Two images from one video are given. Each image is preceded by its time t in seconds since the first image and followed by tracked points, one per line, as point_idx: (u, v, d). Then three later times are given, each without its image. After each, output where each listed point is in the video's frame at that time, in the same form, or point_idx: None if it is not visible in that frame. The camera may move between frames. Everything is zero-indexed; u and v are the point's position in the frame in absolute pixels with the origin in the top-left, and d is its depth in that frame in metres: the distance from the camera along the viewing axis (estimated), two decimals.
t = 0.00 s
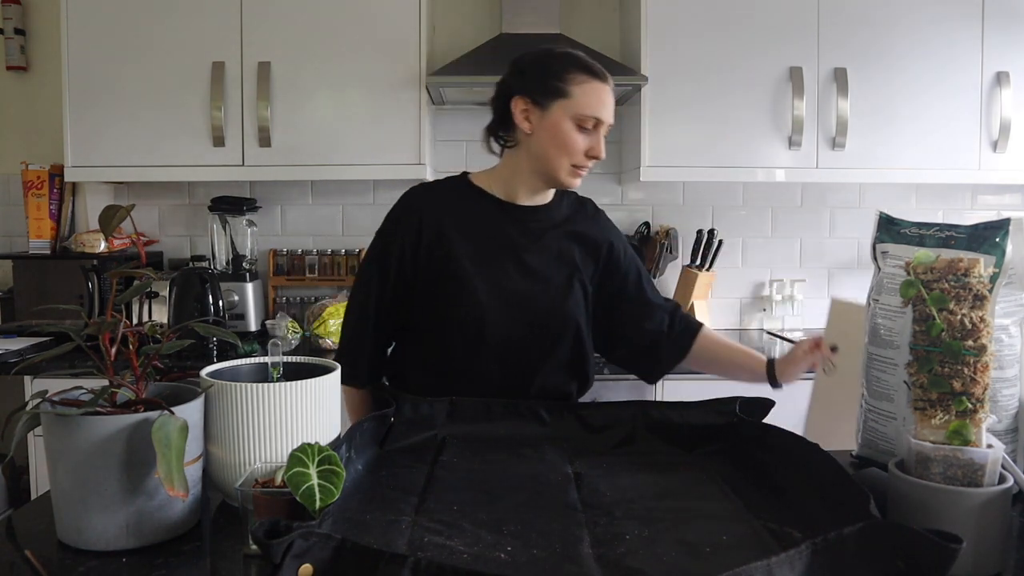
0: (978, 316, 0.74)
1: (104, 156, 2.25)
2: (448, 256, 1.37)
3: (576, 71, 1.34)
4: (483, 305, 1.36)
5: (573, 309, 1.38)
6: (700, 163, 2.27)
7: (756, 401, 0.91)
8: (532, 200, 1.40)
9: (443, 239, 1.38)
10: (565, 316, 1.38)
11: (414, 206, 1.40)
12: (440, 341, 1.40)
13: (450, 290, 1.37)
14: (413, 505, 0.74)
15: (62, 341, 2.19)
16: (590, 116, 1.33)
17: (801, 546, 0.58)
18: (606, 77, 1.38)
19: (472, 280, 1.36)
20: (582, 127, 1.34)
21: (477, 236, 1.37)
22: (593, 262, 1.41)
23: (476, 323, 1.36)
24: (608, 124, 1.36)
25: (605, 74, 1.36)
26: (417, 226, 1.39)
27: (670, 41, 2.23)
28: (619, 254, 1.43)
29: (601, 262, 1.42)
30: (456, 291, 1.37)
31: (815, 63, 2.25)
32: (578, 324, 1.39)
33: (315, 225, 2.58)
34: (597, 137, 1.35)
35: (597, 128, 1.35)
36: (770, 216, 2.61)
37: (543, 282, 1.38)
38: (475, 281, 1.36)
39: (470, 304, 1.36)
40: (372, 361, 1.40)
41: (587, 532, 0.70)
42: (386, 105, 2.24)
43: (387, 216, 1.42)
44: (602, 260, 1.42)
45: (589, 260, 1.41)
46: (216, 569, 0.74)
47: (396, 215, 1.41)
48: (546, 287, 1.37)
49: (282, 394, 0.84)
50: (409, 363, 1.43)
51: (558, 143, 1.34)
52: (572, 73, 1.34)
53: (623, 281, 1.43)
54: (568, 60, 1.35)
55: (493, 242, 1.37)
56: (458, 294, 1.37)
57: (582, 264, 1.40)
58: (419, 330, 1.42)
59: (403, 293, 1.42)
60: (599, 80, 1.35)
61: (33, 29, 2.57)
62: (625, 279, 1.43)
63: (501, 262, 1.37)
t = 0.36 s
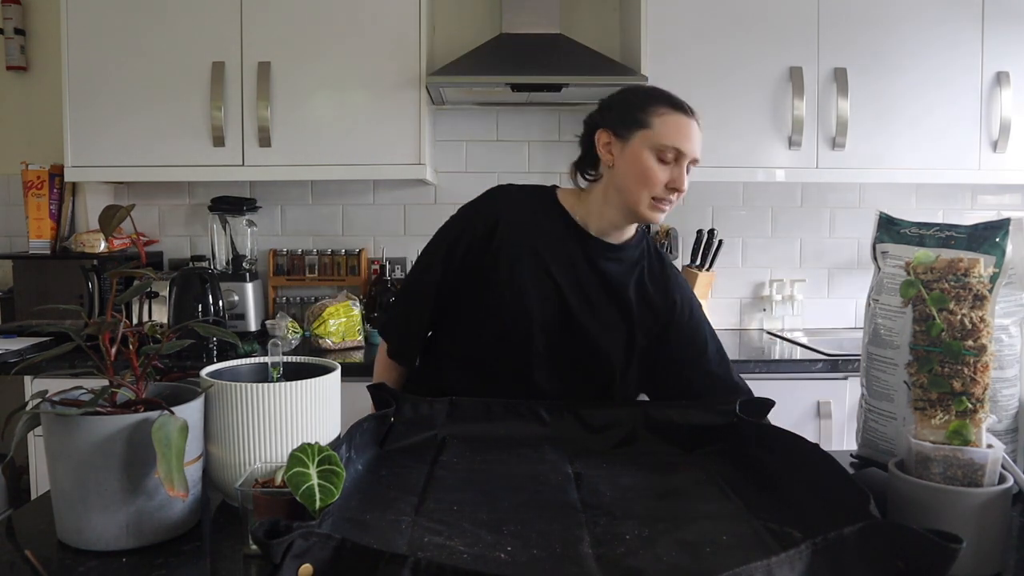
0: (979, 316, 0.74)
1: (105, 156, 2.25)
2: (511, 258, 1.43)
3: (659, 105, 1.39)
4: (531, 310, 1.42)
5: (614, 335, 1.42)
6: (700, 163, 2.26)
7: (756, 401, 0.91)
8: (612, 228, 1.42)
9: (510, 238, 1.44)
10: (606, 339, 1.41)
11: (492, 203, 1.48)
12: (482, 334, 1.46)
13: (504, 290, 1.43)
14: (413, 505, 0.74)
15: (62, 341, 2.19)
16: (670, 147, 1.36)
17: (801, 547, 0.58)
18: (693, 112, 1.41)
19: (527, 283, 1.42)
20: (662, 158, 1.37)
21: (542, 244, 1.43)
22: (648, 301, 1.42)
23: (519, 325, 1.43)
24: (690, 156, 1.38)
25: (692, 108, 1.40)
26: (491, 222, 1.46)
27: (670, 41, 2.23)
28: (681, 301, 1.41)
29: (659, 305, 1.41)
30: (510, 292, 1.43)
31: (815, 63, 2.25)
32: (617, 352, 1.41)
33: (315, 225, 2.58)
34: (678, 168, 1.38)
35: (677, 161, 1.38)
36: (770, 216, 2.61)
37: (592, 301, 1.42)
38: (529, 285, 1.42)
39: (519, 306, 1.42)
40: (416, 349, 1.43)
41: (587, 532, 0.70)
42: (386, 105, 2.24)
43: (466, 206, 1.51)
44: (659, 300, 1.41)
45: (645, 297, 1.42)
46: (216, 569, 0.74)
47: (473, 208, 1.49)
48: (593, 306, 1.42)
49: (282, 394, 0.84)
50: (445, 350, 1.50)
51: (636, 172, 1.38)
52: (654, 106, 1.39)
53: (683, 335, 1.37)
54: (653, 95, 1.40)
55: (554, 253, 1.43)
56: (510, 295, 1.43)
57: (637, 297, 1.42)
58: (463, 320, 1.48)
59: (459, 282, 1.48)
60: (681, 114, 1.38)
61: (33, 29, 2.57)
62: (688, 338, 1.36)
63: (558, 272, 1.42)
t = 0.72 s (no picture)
0: (978, 315, 0.74)
1: (104, 156, 2.25)
2: (544, 276, 1.37)
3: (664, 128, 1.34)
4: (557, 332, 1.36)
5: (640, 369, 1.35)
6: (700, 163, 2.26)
7: (755, 401, 0.91)
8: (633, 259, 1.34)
9: (547, 255, 1.39)
10: (631, 372, 1.35)
11: (533, 217, 1.44)
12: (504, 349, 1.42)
13: (534, 308, 1.38)
14: (413, 505, 0.74)
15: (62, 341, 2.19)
16: (662, 162, 1.29)
17: (802, 546, 0.58)
18: (709, 128, 1.30)
19: (557, 304, 1.36)
20: (661, 177, 1.30)
21: (578, 264, 1.37)
22: (679, 340, 1.35)
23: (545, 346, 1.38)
24: (689, 170, 1.27)
25: (703, 123, 1.30)
26: (529, 236, 1.42)
27: (670, 41, 2.23)
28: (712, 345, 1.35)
29: (691, 346, 1.35)
30: (539, 311, 1.37)
31: (815, 64, 2.25)
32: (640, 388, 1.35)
33: (315, 225, 2.58)
34: (678, 184, 1.27)
35: (674, 176, 1.28)
36: (770, 216, 2.61)
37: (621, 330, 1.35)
38: (559, 306, 1.36)
39: (547, 326, 1.37)
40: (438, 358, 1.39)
41: (587, 532, 0.70)
42: (386, 105, 2.24)
43: (505, 218, 1.46)
44: (691, 340, 1.35)
45: (677, 335, 1.35)
46: (216, 569, 0.74)
47: (513, 220, 1.44)
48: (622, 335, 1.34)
49: (282, 394, 0.84)
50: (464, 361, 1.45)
51: (638, 196, 1.32)
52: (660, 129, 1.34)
53: (713, 380, 1.33)
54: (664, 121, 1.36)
55: (589, 275, 1.36)
56: (538, 313, 1.37)
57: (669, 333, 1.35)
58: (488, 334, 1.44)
59: (490, 294, 1.43)
60: (682, 130, 1.30)
61: (33, 29, 2.57)
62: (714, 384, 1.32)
63: (591, 295, 1.35)
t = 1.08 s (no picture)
0: (978, 316, 0.74)
1: (104, 156, 2.25)
2: (534, 291, 1.36)
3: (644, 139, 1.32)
4: (552, 346, 1.35)
5: (639, 380, 1.33)
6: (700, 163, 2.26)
7: (755, 401, 0.91)
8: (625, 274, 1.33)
9: (535, 270, 1.38)
10: (633, 377, 1.33)
11: (517, 232, 1.43)
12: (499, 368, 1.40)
13: (526, 324, 1.36)
14: (413, 505, 0.74)
15: (62, 341, 2.19)
16: (641, 175, 1.27)
17: (801, 546, 0.58)
18: (687, 136, 1.28)
19: (550, 319, 1.35)
20: (642, 190, 1.28)
21: (567, 277, 1.36)
22: (677, 350, 1.33)
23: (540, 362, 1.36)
24: (667, 180, 1.24)
25: (680, 131, 1.28)
26: (516, 252, 1.41)
27: (669, 41, 2.23)
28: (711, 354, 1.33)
29: (689, 355, 1.33)
30: (531, 327, 1.36)
31: (815, 63, 2.25)
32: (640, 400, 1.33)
33: (315, 225, 2.58)
34: (657, 196, 1.25)
35: (655, 188, 1.26)
36: (770, 216, 2.61)
37: (615, 341, 1.33)
38: (551, 320, 1.35)
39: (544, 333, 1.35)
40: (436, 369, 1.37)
41: (587, 532, 0.70)
42: (386, 105, 2.24)
43: (496, 230, 1.45)
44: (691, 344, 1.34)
45: (675, 345, 1.34)
46: (216, 569, 0.74)
47: (497, 237, 1.43)
48: (617, 346, 1.33)
49: (281, 394, 0.84)
50: (459, 382, 1.42)
51: (623, 212, 1.31)
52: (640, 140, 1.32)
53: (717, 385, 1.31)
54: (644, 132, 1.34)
55: (579, 288, 1.35)
56: (530, 329, 1.36)
57: (666, 343, 1.33)
58: (482, 353, 1.42)
59: (483, 309, 1.42)
60: (659, 139, 1.28)
61: (33, 29, 2.57)
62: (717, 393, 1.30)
63: (582, 308, 1.34)
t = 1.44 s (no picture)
0: (979, 316, 0.74)
1: (104, 156, 2.25)
2: (514, 285, 1.36)
3: (611, 125, 1.31)
4: (537, 339, 1.34)
5: (628, 367, 1.33)
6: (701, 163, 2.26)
7: (756, 401, 0.91)
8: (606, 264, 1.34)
9: (515, 264, 1.38)
10: (624, 360, 1.33)
11: (494, 230, 1.44)
12: (488, 364, 1.38)
13: (510, 318, 1.36)
14: (413, 505, 0.74)
15: (62, 341, 2.19)
16: (611, 165, 1.27)
17: (801, 546, 0.58)
18: (652, 121, 1.27)
19: (533, 309, 1.35)
20: (613, 180, 1.28)
21: (547, 270, 1.36)
22: (663, 332, 1.32)
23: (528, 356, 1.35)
24: (638, 168, 1.25)
25: (646, 116, 1.27)
26: (495, 248, 1.41)
27: (669, 41, 2.23)
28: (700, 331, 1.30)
29: (677, 336, 1.31)
30: (515, 318, 1.35)
31: (815, 63, 2.25)
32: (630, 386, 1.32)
33: (315, 225, 2.58)
34: (630, 185, 1.25)
35: (627, 177, 1.26)
36: (770, 216, 2.61)
37: (600, 330, 1.34)
38: (534, 313, 1.35)
39: (528, 323, 1.35)
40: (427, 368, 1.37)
41: (587, 532, 0.70)
42: (386, 105, 2.24)
43: (476, 230, 1.46)
44: (679, 324, 1.32)
45: (661, 327, 1.32)
46: (216, 569, 0.74)
47: (476, 236, 1.44)
48: (602, 334, 1.33)
49: (282, 394, 0.84)
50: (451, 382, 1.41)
51: (597, 203, 1.31)
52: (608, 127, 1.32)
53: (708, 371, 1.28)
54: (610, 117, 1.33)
55: (559, 280, 1.35)
56: (515, 322, 1.35)
57: (652, 327, 1.33)
58: (470, 351, 1.41)
59: (468, 307, 1.42)
60: (626, 126, 1.28)
61: (33, 29, 2.57)
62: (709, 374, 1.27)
63: (564, 300, 1.35)
